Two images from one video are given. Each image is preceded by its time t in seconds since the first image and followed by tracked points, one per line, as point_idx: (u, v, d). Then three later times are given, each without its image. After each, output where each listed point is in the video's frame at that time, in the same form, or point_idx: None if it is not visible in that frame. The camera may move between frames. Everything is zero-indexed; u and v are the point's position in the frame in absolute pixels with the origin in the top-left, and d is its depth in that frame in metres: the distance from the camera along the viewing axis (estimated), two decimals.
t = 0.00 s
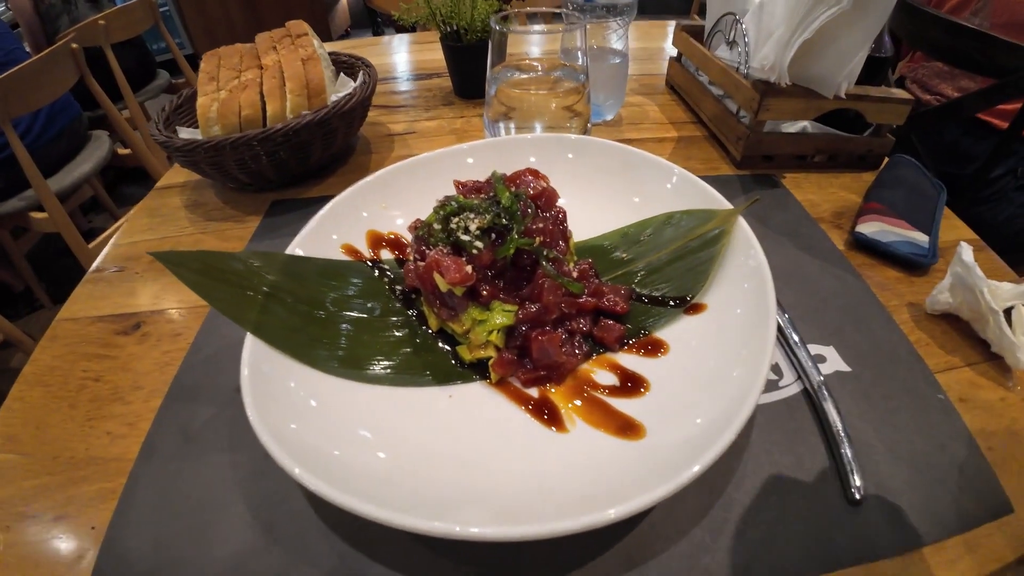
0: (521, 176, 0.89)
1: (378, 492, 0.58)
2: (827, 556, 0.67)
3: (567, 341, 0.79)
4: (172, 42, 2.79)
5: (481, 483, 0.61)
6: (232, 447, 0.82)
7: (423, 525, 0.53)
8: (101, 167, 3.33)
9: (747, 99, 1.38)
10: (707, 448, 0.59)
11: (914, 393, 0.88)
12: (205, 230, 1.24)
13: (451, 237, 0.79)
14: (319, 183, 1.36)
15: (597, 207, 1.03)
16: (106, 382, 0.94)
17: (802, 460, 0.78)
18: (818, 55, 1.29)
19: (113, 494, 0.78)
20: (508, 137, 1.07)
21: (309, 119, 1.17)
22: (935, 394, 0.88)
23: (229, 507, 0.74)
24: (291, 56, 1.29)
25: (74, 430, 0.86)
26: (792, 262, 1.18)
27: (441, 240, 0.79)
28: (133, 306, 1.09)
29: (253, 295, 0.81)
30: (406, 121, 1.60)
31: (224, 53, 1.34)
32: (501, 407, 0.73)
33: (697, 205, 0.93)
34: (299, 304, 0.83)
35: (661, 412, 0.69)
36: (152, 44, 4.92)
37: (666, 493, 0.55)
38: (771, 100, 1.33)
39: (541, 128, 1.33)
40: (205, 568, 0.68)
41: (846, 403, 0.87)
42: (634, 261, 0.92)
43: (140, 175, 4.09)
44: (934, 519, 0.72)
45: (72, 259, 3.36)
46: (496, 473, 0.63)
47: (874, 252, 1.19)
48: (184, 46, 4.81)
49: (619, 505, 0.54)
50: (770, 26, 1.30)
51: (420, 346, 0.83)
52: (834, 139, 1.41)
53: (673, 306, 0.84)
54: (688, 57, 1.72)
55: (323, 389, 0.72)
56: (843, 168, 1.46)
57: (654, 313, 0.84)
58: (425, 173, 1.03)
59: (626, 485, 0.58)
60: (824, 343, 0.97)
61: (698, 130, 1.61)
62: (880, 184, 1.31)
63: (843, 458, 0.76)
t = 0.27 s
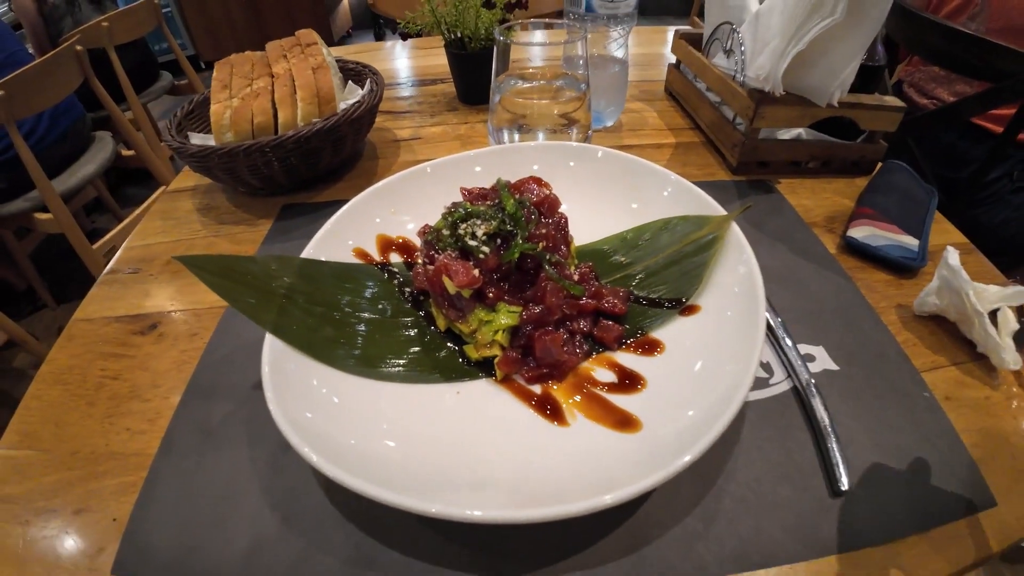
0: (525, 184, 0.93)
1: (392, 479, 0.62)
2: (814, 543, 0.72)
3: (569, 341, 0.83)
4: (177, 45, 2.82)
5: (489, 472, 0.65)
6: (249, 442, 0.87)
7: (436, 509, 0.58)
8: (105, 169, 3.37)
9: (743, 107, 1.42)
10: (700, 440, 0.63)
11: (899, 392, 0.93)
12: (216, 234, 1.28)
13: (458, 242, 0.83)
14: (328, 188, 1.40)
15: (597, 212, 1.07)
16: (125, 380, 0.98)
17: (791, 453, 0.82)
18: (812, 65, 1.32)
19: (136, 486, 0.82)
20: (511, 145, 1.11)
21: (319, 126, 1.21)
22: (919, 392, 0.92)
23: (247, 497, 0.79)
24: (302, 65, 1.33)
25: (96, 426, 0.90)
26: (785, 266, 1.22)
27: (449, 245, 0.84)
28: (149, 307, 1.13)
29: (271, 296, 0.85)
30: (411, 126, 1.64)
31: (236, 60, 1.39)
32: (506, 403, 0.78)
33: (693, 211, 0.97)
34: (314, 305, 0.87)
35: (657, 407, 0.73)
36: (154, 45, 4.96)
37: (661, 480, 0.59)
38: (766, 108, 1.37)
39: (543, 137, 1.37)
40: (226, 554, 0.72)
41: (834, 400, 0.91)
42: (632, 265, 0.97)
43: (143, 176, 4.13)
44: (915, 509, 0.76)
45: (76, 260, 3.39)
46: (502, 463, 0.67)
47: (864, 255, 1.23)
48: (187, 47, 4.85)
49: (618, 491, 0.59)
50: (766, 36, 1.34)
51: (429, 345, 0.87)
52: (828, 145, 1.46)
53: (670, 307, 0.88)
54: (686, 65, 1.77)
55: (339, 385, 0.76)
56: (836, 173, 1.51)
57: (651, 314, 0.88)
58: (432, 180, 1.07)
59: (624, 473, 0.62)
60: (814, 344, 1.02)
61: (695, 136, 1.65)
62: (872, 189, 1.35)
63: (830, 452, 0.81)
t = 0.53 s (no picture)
0: (512, 182, 0.98)
1: (383, 456, 0.66)
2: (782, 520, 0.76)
3: (552, 331, 0.88)
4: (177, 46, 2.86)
5: (473, 449, 0.70)
6: (249, 427, 0.91)
7: (422, 482, 0.62)
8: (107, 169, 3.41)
9: (728, 107, 1.47)
10: (671, 419, 0.67)
11: (871, 380, 0.97)
12: (217, 231, 1.33)
13: (447, 237, 0.88)
14: (326, 187, 1.44)
15: (584, 209, 1.12)
16: (130, 370, 1.02)
17: (764, 438, 0.87)
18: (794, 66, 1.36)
19: (139, 469, 0.86)
20: (501, 146, 1.16)
21: (317, 127, 1.26)
22: (891, 381, 0.97)
23: (247, 479, 0.83)
24: (301, 68, 1.37)
25: (102, 413, 0.94)
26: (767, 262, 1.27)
27: (439, 240, 0.88)
28: (152, 301, 1.17)
29: (270, 288, 0.90)
30: (408, 127, 1.69)
31: (236, 64, 1.43)
32: (492, 388, 0.82)
33: (674, 208, 1.02)
34: (311, 297, 0.92)
35: (634, 392, 0.78)
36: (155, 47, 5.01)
37: (633, 455, 0.64)
38: (750, 109, 1.41)
39: (531, 137, 1.40)
40: (226, 531, 0.76)
41: (808, 388, 0.96)
42: (615, 259, 1.01)
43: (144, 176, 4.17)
44: (880, 489, 0.80)
45: (78, 259, 3.44)
46: (486, 442, 0.71)
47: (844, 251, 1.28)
48: (188, 48, 4.90)
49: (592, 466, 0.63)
50: (748, 40, 1.38)
51: (420, 335, 0.91)
52: (811, 145, 1.50)
53: (649, 299, 0.92)
54: (675, 67, 1.81)
55: (334, 371, 0.81)
56: (820, 172, 1.55)
57: (632, 306, 0.92)
58: (425, 178, 1.11)
59: (600, 450, 0.67)
60: (791, 335, 1.06)
61: (684, 137, 1.70)
62: (855, 188, 1.39)
63: (801, 437, 0.85)
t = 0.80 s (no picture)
0: (510, 185, 1.00)
1: (383, 453, 0.68)
2: (775, 518, 0.77)
3: (548, 331, 0.89)
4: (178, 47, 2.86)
5: (471, 446, 0.71)
6: (250, 426, 0.92)
7: (421, 478, 0.63)
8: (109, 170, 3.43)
9: (724, 111, 1.48)
10: (665, 417, 0.69)
11: (864, 380, 0.98)
12: (219, 232, 1.35)
13: (446, 238, 0.89)
14: (326, 189, 1.46)
15: (581, 211, 1.13)
16: (133, 369, 1.04)
17: (757, 437, 0.88)
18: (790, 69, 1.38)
19: (143, 467, 0.87)
20: (499, 149, 1.17)
21: (318, 130, 1.28)
22: (883, 380, 0.98)
23: (249, 477, 0.84)
24: (302, 72, 1.39)
25: (105, 412, 0.96)
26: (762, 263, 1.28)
27: (437, 241, 0.90)
28: (155, 302, 1.19)
29: (272, 289, 0.91)
30: (408, 130, 1.71)
31: (239, 67, 1.45)
32: (489, 387, 0.84)
33: (669, 210, 1.03)
34: (312, 297, 0.93)
35: (629, 391, 0.79)
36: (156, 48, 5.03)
37: (628, 452, 0.65)
38: (746, 112, 1.43)
39: (530, 140, 1.44)
40: (229, 528, 0.78)
41: (800, 388, 0.97)
42: (611, 261, 1.03)
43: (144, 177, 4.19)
44: (871, 487, 0.82)
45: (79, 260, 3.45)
46: (484, 439, 0.73)
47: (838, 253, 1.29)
48: (188, 49, 4.92)
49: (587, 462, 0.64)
50: (743, 45, 1.40)
51: (419, 335, 0.93)
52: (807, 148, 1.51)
53: (645, 300, 0.94)
54: (672, 70, 1.83)
55: (335, 370, 0.82)
56: (815, 175, 1.57)
57: (627, 307, 0.94)
58: (424, 181, 1.13)
59: (595, 447, 0.68)
60: (785, 336, 1.08)
61: (681, 139, 1.72)
62: (850, 190, 1.41)
63: (794, 436, 0.87)
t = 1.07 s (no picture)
0: (508, 187, 1.00)
1: (381, 454, 0.68)
2: (771, 519, 0.78)
3: (546, 333, 0.90)
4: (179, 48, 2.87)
5: (469, 447, 0.72)
6: (250, 427, 0.93)
7: (420, 480, 0.64)
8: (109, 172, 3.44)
9: (722, 113, 1.49)
10: (662, 419, 0.69)
11: (860, 382, 0.99)
12: (219, 234, 1.35)
13: (444, 241, 0.90)
14: (326, 191, 1.47)
15: (579, 214, 1.14)
16: (133, 370, 1.04)
17: (754, 438, 0.89)
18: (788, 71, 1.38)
19: (142, 468, 0.88)
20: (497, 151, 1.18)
21: (317, 133, 1.28)
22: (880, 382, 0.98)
23: (248, 478, 0.85)
24: (301, 74, 1.40)
25: (105, 413, 0.96)
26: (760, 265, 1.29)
27: (436, 244, 0.90)
28: (155, 303, 1.19)
29: (271, 291, 0.92)
30: (407, 132, 1.71)
31: (238, 70, 1.46)
32: (487, 389, 0.84)
33: (667, 213, 1.04)
34: (311, 299, 0.94)
35: (626, 392, 0.80)
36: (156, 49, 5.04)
37: (625, 454, 0.66)
38: (743, 114, 1.43)
39: (527, 142, 1.44)
40: (227, 529, 0.78)
41: (798, 389, 0.98)
42: (608, 263, 1.03)
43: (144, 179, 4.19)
44: (867, 488, 0.82)
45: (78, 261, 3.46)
46: (482, 440, 0.73)
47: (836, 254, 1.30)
48: (188, 50, 4.92)
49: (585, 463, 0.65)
50: (742, 47, 1.41)
51: (417, 337, 0.93)
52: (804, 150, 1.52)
53: (642, 302, 0.95)
54: (671, 72, 1.83)
55: (334, 372, 0.82)
56: (813, 177, 1.57)
57: (624, 309, 0.94)
58: (422, 184, 1.14)
59: (592, 449, 0.69)
60: (782, 338, 1.08)
61: (679, 141, 1.72)
62: (848, 192, 1.41)
63: (791, 438, 0.87)
